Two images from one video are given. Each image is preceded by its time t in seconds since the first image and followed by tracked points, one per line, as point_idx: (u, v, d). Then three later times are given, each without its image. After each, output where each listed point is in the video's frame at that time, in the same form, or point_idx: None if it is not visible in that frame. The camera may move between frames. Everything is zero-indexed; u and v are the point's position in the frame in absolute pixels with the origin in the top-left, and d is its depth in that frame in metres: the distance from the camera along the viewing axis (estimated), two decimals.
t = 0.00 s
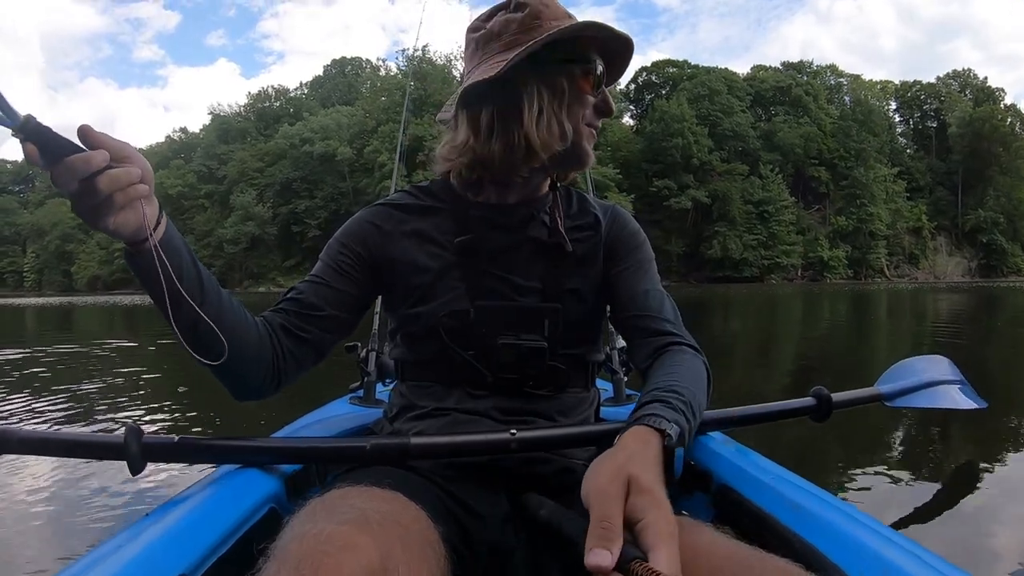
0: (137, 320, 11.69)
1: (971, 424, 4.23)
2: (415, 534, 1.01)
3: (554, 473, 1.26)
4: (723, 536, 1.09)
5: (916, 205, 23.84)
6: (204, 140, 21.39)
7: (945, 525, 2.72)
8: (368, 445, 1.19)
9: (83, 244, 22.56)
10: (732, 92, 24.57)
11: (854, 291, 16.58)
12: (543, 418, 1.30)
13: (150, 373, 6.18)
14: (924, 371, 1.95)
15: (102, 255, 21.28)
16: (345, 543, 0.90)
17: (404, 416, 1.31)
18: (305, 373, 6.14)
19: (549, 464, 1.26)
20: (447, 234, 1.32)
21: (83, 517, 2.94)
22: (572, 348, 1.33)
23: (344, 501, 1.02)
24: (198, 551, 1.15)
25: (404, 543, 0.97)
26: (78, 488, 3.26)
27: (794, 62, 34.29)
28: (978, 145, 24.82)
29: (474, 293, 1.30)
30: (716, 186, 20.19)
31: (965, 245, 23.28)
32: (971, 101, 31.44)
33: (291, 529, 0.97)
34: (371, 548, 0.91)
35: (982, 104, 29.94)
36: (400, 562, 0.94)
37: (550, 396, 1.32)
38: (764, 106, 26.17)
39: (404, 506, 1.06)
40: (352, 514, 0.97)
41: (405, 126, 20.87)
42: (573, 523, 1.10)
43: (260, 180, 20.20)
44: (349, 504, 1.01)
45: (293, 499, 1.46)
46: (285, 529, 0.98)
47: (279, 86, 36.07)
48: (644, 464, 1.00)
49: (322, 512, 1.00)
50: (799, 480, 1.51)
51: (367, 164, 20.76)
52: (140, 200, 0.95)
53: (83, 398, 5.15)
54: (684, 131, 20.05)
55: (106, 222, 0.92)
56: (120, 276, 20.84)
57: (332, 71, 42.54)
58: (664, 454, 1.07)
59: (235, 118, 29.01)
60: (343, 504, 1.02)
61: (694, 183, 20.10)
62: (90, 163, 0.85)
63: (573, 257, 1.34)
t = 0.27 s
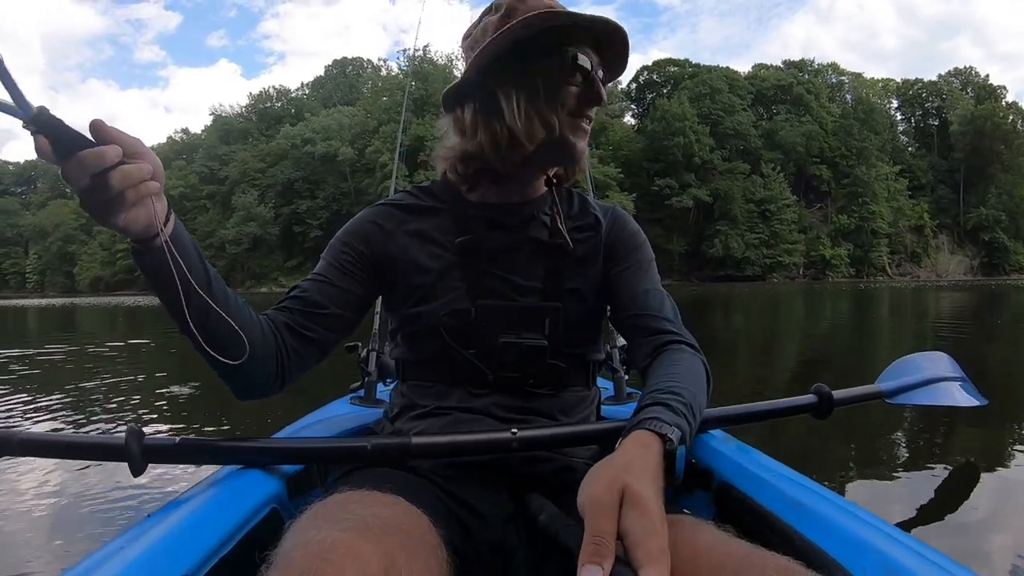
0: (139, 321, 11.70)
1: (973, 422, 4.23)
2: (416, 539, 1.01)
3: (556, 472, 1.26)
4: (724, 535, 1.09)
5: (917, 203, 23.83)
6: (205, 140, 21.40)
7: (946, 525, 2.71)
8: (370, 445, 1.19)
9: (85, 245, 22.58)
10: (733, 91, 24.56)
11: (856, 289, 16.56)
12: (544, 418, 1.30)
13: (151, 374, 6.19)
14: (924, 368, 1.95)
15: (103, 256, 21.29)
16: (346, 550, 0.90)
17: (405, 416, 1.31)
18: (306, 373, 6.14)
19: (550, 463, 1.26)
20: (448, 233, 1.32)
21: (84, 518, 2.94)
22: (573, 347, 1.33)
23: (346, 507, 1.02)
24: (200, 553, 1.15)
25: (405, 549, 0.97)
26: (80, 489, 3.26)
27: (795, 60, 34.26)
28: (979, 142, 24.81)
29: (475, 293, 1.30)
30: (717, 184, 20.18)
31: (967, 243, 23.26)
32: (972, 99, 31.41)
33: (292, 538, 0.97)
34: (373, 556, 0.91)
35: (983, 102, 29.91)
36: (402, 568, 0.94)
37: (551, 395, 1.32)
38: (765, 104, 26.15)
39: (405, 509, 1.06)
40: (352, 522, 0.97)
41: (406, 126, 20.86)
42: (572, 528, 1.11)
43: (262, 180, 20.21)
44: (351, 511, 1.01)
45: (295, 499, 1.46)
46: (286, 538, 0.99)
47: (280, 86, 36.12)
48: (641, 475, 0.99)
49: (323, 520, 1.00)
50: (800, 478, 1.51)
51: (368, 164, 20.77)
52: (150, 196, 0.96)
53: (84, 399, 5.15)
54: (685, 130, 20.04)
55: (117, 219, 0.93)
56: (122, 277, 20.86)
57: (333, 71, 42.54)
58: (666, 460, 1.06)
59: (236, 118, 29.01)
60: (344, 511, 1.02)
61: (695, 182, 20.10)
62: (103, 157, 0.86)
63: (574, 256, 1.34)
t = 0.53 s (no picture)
0: (141, 321, 11.71)
1: (975, 421, 4.22)
2: (416, 539, 1.01)
3: (555, 473, 1.26)
4: (723, 534, 1.09)
5: (919, 202, 23.81)
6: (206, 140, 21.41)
7: (946, 524, 2.71)
8: (370, 444, 1.19)
9: (88, 246, 22.61)
10: (735, 90, 24.53)
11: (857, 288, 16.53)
12: (544, 417, 1.30)
13: (153, 373, 6.19)
14: (924, 368, 1.95)
15: (106, 256, 21.31)
16: (348, 550, 0.90)
17: (404, 415, 1.31)
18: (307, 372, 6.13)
19: (549, 463, 1.26)
20: (446, 232, 1.33)
21: (86, 518, 2.94)
22: (572, 347, 1.34)
23: (346, 508, 1.02)
24: (199, 553, 1.15)
25: (405, 548, 0.97)
26: (81, 489, 3.26)
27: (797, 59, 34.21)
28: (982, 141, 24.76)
29: (475, 292, 1.30)
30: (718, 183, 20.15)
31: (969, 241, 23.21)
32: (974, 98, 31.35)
33: (292, 539, 0.97)
34: (374, 556, 0.91)
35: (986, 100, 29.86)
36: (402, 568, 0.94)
37: (549, 394, 1.32)
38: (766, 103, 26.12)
39: (405, 509, 1.06)
40: (352, 523, 0.97)
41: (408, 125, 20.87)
42: (571, 531, 1.11)
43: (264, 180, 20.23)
44: (351, 512, 1.01)
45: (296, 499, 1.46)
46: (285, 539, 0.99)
47: (281, 86, 36.18)
48: (642, 475, 1.00)
49: (323, 519, 1.00)
50: (800, 477, 1.51)
51: (370, 164, 20.78)
52: (190, 174, 0.97)
53: (85, 399, 5.15)
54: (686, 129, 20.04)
55: (158, 194, 0.93)
56: (124, 278, 20.89)
57: (335, 71, 42.54)
58: (668, 459, 1.06)
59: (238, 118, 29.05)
60: (345, 511, 1.02)
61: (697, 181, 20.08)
62: (155, 129, 0.87)
63: (572, 257, 1.34)
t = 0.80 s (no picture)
0: (144, 321, 11.73)
1: (977, 420, 4.22)
2: (416, 539, 1.02)
3: (555, 473, 1.27)
4: (724, 534, 1.09)
5: (921, 201, 23.80)
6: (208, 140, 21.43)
7: (948, 523, 2.70)
8: (370, 444, 1.19)
9: (91, 246, 22.66)
10: (736, 89, 24.53)
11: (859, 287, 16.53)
12: (544, 416, 1.30)
13: (155, 373, 6.20)
14: (925, 368, 1.94)
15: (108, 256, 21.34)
16: (347, 550, 0.90)
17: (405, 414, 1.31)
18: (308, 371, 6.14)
19: (549, 464, 1.26)
20: (446, 232, 1.33)
21: (88, 518, 2.94)
22: (572, 345, 1.33)
23: (346, 507, 1.03)
24: (200, 553, 1.15)
25: (404, 549, 0.97)
26: (83, 489, 3.27)
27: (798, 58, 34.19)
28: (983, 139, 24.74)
29: (475, 291, 1.31)
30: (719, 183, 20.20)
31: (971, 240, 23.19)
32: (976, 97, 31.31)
33: (290, 538, 0.97)
34: (372, 556, 0.91)
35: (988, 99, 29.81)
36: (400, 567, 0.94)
37: (548, 393, 1.32)
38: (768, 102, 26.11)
39: (405, 509, 1.07)
40: (351, 523, 0.97)
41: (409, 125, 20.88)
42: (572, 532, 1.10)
43: (266, 181, 20.28)
44: (350, 510, 1.02)
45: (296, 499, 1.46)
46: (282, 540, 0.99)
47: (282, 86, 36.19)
48: (646, 470, 0.99)
49: (321, 519, 1.00)
50: (800, 476, 1.51)
51: (371, 164, 20.80)
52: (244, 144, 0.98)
53: (86, 399, 5.16)
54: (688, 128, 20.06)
55: (217, 159, 0.95)
56: (126, 278, 20.93)
57: (336, 71, 42.53)
58: (676, 451, 1.06)
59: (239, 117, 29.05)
60: (344, 511, 1.02)
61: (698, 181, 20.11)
62: (225, 84, 0.89)
63: (570, 256, 1.34)
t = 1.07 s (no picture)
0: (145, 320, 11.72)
1: (978, 419, 4.21)
2: (416, 538, 1.02)
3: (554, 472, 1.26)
4: (725, 533, 1.09)
5: (922, 200, 23.77)
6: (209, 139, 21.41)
7: (949, 523, 2.70)
8: (369, 443, 1.19)
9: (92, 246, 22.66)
10: (737, 89, 24.49)
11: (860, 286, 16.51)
12: (544, 415, 1.30)
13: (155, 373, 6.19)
14: (926, 368, 1.94)
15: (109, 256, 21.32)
16: (346, 550, 0.90)
17: (404, 413, 1.30)
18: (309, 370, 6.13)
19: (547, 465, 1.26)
20: (443, 231, 1.34)
21: (88, 517, 2.94)
22: (571, 344, 1.33)
23: (346, 507, 1.03)
24: (198, 554, 1.15)
25: (401, 546, 0.97)
26: (83, 488, 3.27)
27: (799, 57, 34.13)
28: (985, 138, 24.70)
29: (473, 290, 1.31)
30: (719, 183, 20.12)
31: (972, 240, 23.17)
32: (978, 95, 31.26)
33: (290, 537, 0.97)
34: (370, 554, 0.91)
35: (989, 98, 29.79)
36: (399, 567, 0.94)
37: (547, 392, 1.31)
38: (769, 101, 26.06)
39: (404, 508, 1.07)
40: (350, 523, 0.97)
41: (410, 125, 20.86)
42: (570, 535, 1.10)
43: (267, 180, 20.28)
44: (350, 509, 1.02)
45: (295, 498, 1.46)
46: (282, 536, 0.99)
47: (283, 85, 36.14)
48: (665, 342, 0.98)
49: (320, 517, 1.00)
50: (800, 476, 1.50)
51: (372, 163, 20.77)
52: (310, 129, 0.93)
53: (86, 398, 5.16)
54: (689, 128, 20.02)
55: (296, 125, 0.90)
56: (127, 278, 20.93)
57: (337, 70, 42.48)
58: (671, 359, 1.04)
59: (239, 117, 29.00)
60: (344, 510, 1.02)
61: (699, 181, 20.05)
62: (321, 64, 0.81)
63: (568, 255, 1.34)
